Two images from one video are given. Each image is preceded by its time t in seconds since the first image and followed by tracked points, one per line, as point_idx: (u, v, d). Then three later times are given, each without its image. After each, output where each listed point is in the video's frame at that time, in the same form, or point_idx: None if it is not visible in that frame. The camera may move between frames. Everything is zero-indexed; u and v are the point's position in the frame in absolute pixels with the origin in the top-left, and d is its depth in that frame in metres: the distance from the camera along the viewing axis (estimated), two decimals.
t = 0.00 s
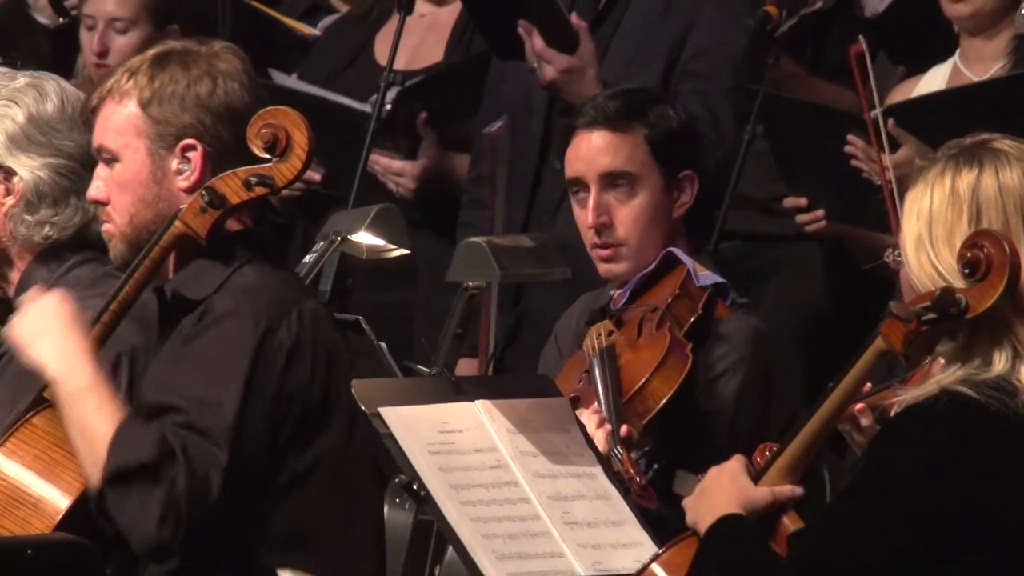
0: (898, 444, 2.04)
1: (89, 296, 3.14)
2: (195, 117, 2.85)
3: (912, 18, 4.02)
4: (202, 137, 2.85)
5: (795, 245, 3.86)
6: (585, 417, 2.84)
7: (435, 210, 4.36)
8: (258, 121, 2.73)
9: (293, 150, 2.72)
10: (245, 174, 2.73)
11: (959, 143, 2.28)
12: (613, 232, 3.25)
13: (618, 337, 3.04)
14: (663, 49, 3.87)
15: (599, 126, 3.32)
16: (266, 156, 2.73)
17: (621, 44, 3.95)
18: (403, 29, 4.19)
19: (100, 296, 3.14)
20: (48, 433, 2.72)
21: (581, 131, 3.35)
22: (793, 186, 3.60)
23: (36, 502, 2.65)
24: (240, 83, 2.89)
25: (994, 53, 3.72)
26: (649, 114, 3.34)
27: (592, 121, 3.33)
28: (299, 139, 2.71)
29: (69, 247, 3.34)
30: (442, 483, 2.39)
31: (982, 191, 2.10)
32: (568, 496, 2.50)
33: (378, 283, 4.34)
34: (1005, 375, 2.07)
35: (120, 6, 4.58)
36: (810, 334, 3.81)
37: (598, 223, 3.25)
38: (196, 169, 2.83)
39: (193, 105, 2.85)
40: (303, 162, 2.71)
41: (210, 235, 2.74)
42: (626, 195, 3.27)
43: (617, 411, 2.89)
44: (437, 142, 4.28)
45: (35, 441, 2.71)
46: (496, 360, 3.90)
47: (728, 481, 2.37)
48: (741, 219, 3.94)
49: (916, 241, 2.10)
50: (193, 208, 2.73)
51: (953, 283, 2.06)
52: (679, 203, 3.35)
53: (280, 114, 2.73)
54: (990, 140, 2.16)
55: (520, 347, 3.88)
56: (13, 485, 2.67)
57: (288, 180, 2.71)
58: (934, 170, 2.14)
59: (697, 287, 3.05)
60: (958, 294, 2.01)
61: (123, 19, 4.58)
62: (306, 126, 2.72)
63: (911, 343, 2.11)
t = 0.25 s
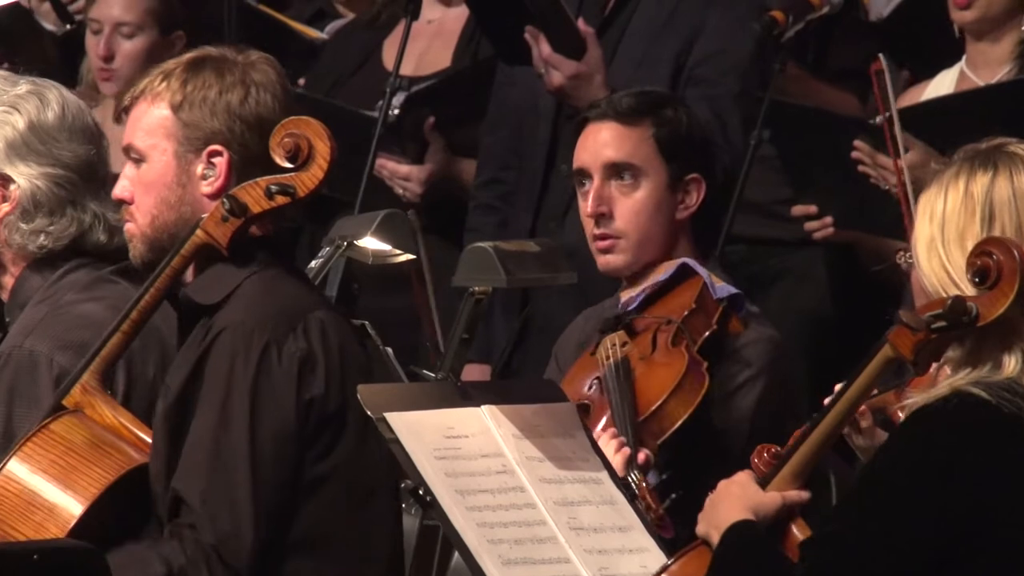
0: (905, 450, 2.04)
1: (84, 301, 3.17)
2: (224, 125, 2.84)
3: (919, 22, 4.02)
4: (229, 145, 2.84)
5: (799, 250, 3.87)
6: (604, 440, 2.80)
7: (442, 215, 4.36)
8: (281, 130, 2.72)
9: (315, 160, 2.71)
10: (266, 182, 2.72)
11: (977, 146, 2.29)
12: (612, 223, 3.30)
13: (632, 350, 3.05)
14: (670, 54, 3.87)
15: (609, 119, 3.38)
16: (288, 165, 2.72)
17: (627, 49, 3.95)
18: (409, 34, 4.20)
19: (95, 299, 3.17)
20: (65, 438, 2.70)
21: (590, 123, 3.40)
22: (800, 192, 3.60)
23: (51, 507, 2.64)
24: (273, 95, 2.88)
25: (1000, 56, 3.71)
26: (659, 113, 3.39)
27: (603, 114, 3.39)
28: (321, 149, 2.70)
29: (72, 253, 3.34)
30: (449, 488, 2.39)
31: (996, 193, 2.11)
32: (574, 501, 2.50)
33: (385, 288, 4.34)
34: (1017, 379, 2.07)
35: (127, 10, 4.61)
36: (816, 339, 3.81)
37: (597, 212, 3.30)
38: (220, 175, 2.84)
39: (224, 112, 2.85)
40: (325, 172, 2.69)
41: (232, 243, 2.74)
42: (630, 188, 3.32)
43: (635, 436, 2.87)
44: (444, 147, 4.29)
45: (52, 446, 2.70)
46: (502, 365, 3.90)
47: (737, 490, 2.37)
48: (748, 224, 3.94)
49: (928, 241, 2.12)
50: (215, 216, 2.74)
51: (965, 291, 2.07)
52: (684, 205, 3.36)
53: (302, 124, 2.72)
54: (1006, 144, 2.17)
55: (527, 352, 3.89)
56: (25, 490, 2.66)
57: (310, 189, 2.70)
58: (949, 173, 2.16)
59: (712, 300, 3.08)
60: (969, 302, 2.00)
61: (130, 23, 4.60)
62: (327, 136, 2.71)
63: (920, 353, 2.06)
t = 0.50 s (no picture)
0: (913, 453, 2.04)
1: (89, 301, 3.18)
2: (243, 130, 2.84)
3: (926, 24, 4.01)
4: (247, 150, 2.84)
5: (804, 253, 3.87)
6: (631, 446, 2.80)
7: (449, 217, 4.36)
8: (295, 137, 2.73)
9: (328, 166, 2.71)
10: (279, 190, 2.72)
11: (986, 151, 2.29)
12: (614, 216, 3.32)
13: (650, 354, 3.07)
14: (676, 57, 3.87)
15: (617, 114, 3.41)
16: (302, 172, 2.72)
17: (633, 53, 3.95)
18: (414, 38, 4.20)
19: (100, 300, 3.18)
20: (78, 443, 2.72)
21: (600, 120, 3.43)
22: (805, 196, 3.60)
23: (62, 512, 2.65)
24: (294, 103, 2.88)
25: (1006, 59, 3.70)
26: (669, 111, 3.41)
27: (613, 110, 3.42)
28: (335, 156, 2.70)
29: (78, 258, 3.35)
30: (455, 491, 2.39)
31: (1007, 193, 2.11)
32: (580, 504, 2.50)
33: (392, 291, 4.34)
34: None
35: (132, 12, 4.62)
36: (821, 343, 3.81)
37: (599, 206, 3.32)
38: (236, 180, 2.83)
39: (243, 118, 2.85)
40: (338, 178, 2.69)
41: (245, 249, 2.74)
42: (634, 183, 3.35)
43: (660, 441, 2.89)
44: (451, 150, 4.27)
45: (63, 451, 2.72)
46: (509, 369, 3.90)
47: (746, 497, 2.36)
48: (754, 227, 3.94)
49: (938, 241, 2.12)
50: (228, 222, 2.73)
51: (976, 296, 2.07)
52: (689, 204, 3.37)
53: (316, 131, 2.72)
54: (1017, 147, 2.17)
55: (533, 355, 3.90)
56: (36, 495, 2.68)
57: (323, 196, 2.70)
58: (959, 176, 2.16)
59: (728, 302, 3.11)
60: (980, 309, 2.00)
61: (135, 24, 4.61)
62: (341, 142, 2.70)
63: (929, 359, 2.07)
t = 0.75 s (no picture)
0: (922, 455, 2.03)
1: (105, 301, 3.20)
2: (259, 134, 2.85)
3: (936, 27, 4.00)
4: (262, 154, 2.84)
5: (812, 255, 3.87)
6: (648, 459, 2.79)
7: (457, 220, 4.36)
8: (308, 143, 2.73)
9: (342, 173, 2.71)
10: (293, 196, 2.72)
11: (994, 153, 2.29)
12: (622, 215, 3.32)
13: (663, 362, 3.07)
14: (684, 59, 3.87)
15: (628, 115, 3.41)
16: (315, 178, 2.72)
17: (641, 55, 3.95)
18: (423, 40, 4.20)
19: (116, 301, 3.20)
20: (89, 450, 2.72)
21: (611, 121, 3.44)
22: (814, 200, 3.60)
23: (75, 519, 2.66)
24: (311, 109, 2.88)
25: (1015, 61, 3.69)
26: (678, 114, 3.41)
27: (624, 111, 3.43)
28: (349, 163, 2.70)
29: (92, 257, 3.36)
30: (464, 494, 2.39)
31: (1013, 196, 2.10)
32: (589, 507, 2.50)
33: (400, 294, 4.35)
34: None
35: (142, 12, 4.64)
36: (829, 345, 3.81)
37: (607, 205, 3.32)
38: (250, 184, 2.83)
39: (260, 122, 2.85)
40: (351, 186, 2.69)
41: (259, 255, 2.73)
42: (642, 182, 3.35)
43: (677, 452, 2.90)
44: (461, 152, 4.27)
45: (75, 457, 2.72)
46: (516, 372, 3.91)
47: (756, 500, 2.37)
48: (763, 230, 3.93)
49: (946, 247, 2.12)
50: (241, 228, 2.73)
51: (985, 300, 2.06)
52: (698, 206, 3.37)
53: (329, 137, 2.72)
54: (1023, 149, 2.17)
55: (540, 358, 3.90)
56: (50, 501, 2.68)
57: (337, 203, 2.70)
58: (965, 180, 2.16)
59: (739, 306, 3.10)
60: (988, 314, 2.01)
61: (146, 25, 4.63)
62: (354, 149, 2.71)
63: (937, 363, 2.07)
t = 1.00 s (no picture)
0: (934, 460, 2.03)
1: (121, 305, 3.20)
2: (278, 137, 2.85)
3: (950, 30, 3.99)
4: (281, 157, 2.85)
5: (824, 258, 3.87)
6: (662, 463, 2.79)
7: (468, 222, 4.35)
8: (322, 147, 2.73)
9: (356, 176, 2.71)
10: (307, 199, 2.72)
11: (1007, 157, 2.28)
12: (637, 218, 3.32)
13: (677, 367, 3.06)
14: (697, 63, 3.86)
15: (642, 118, 3.41)
16: (329, 181, 2.72)
17: (654, 58, 3.94)
18: (435, 43, 4.21)
19: (132, 304, 3.20)
20: (101, 452, 2.73)
21: (625, 124, 3.44)
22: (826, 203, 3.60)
23: (87, 520, 2.67)
24: (330, 112, 2.89)
25: None
26: (691, 117, 3.41)
27: (637, 114, 3.43)
28: (362, 166, 2.70)
29: (106, 258, 3.36)
30: (477, 497, 2.39)
31: None
32: (602, 510, 2.50)
33: (413, 297, 4.35)
34: None
35: (152, 14, 4.64)
36: (842, 349, 3.80)
37: (622, 208, 3.33)
38: (268, 187, 2.84)
39: (280, 125, 2.86)
40: (366, 188, 2.69)
41: (273, 258, 2.74)
42: (657, 186, 3.35)
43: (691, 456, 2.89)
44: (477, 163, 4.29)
45: (88, 459, 2.72)
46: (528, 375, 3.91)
47: (769, 500, 2.38)
48: (776, 233, 3.93)
49: (959, 252, 2.12)
50: (255, 231, 2.74)
51: (999, 302, 2.06)
52: (713, 209, 3.37)
53: (344, 141, 2.72)
54: None
55: (550, 363, 3.90)
56: (62, 503, 2.69)
57: (350, 207, 2.70)
58: (978, 185, 2.16)
59: (751, 310, 3.10)
60: (1001, 314, 2.00)
61: (156, 26, 4.63)
62: (368, 152, 2.71)
63: (950, 364, 2.10)
